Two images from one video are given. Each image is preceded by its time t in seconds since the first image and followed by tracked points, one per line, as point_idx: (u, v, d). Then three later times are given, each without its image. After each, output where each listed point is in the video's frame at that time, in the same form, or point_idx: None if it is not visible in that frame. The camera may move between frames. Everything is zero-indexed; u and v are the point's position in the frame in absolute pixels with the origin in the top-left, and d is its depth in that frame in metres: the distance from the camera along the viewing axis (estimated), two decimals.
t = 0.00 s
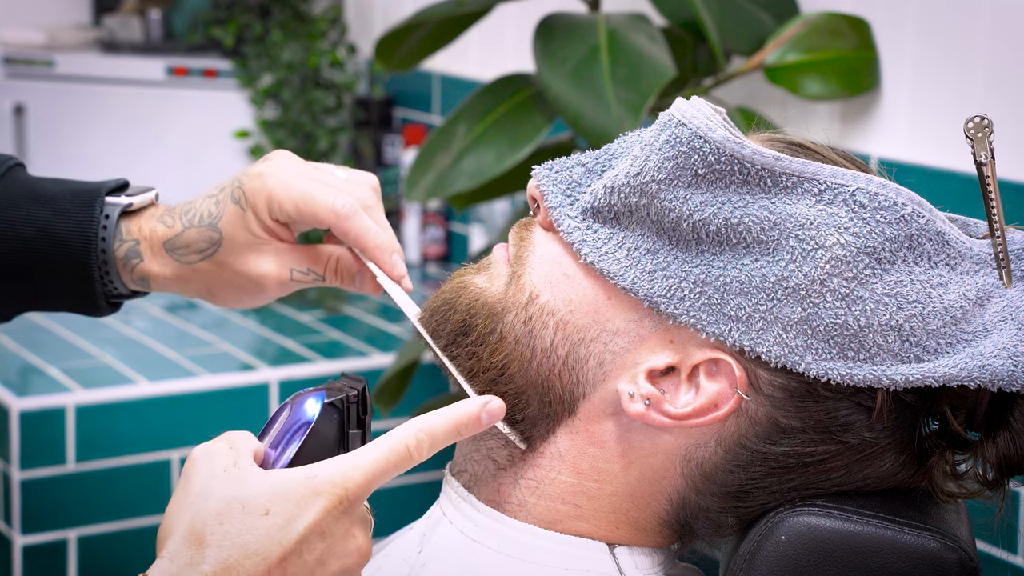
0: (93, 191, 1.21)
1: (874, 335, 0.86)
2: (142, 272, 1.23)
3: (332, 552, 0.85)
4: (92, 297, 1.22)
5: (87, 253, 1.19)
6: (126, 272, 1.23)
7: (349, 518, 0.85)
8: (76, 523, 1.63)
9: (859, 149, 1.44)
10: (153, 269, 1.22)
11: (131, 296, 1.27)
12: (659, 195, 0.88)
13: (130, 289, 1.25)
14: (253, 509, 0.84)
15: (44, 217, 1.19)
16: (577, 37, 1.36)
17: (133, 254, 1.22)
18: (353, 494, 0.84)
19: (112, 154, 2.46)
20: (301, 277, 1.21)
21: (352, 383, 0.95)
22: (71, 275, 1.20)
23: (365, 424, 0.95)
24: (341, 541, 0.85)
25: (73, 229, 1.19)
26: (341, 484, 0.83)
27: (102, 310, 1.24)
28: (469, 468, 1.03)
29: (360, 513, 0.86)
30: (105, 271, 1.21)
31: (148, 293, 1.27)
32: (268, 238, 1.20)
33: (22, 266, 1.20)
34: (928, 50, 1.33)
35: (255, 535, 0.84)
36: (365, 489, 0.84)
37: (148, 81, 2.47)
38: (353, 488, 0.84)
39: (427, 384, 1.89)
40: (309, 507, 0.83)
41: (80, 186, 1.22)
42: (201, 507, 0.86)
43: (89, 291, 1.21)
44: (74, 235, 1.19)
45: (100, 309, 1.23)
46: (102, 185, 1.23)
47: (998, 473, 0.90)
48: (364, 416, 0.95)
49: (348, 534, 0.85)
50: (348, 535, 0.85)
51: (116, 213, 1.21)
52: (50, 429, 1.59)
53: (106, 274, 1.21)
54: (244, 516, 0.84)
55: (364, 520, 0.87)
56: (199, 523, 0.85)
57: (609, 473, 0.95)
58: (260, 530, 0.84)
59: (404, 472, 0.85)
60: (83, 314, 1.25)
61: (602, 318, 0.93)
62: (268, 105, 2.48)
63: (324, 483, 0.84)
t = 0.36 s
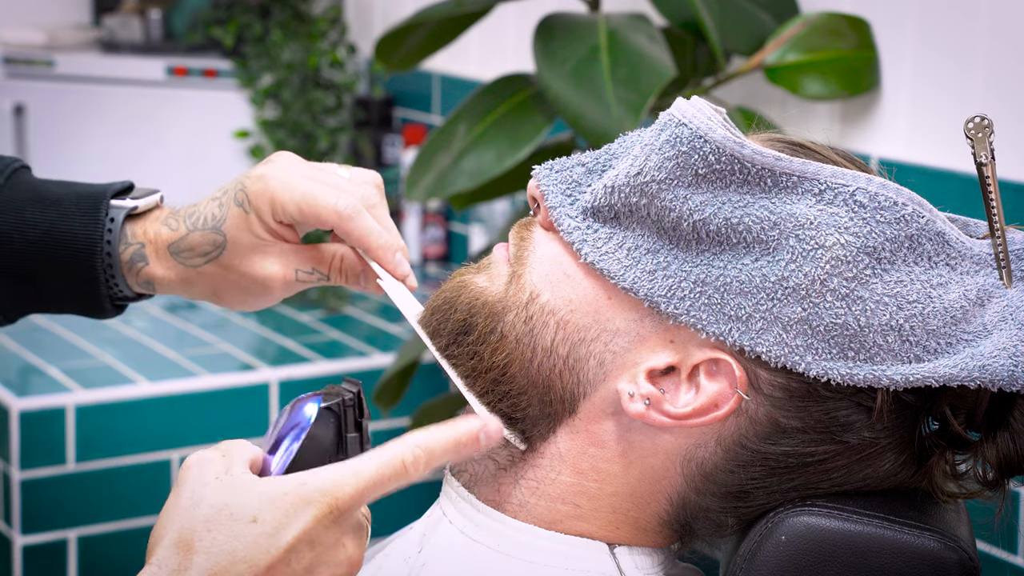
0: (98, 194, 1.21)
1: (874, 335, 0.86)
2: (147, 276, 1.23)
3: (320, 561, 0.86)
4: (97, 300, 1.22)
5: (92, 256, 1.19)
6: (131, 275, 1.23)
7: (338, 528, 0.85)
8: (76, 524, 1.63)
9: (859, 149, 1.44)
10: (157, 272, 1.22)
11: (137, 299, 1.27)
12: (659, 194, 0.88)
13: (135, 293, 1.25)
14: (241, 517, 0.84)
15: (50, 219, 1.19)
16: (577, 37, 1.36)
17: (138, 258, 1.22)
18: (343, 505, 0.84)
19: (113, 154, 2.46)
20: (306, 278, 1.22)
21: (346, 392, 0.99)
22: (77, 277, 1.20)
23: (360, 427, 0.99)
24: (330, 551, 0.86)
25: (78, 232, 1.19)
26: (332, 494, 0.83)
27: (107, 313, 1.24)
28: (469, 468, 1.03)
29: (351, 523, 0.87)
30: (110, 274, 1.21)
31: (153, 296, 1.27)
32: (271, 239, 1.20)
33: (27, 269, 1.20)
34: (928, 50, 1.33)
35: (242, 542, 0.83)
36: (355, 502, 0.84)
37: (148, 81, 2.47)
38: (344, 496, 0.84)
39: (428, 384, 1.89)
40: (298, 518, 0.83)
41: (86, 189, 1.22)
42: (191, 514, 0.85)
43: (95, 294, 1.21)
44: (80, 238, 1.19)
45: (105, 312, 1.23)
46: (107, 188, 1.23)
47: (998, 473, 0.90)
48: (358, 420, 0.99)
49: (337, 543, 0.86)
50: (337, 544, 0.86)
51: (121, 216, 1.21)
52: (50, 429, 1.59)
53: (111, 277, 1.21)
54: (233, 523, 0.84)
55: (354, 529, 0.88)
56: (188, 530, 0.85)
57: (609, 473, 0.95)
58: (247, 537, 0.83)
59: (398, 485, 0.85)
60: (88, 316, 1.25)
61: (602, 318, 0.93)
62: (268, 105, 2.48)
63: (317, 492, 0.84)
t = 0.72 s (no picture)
0: (98, 199, 1.21)
1: (874, 335, 0.86)
2: (146, 281, 1.23)
3: None
4: (96, 304, 1.22)
5: (91, 261, 1.19)
6: (131, 281, 1.23)
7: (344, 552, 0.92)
8: (76, 523, 1.63)
9: (859, 149, 1.44)
10: (157, 278, 1.23)
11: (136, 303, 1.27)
12: (659, 194, 0.88)
13: (135, 297, 1.25)
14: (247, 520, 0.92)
15: (49, 224, 1.19)
16: (577, 37, 1.36)
17: (137, 263, 1.22)
18: (356, 533, 0.91)
19: (112, 155, 2.46)
20: (306, 280, 1.21)
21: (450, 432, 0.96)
22: (75, 282, 1.20)
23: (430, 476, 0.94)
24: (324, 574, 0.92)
25: (77, 237, 1.19)
26: (351, 518, 0.91)
27: (106, 318, 1.24)
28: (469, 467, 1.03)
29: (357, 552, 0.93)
30: (109, 280, 1.21)
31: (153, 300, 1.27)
32: (268, 241, 1.20)
33: (27, 273, 1.20)
34: (928, 50, 1.33)
35: (251, 542, 0.91)
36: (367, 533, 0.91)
37: (149, 82, 2.47)
38: (358, 529, 0.91)
39: (428, 384, 1.89)
40: (309, 535, 0.91)
41: (85, 193, 1.22)
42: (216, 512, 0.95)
43: (94, 298, 1.21)
44: (78, 243, 1.19)
45: (104, 316, 1.23)
46: (106, 194, 1.22)
47: (998, 473, 0.90)
48: (432, 468, 0.94)
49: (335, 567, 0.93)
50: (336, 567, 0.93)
51: (120, 221, 1.21)
52: (50, 429, 1.59)
53: (110, 282, 1.21)
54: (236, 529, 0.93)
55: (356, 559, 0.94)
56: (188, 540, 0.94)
57: (609, 473, 0.95)
58: (257, 538, 0.91)
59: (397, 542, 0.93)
60: (87, 320, 1.25)
61: (602, 318, 0.93)
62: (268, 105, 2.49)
63: (337, 518, 0.91)
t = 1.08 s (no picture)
0: (98, 197, 1.21)
1: (874, 335, 0.86)
2: (147, 280, 1.23)
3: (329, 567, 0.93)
4: (96, 303, 1.22)
5: (91, 260, 1.19)
6: (132, 280, 1.23)
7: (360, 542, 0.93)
8: (76, 524, 1.63)
9: (859, 150, 1.44)
10: (158, 277, 1.23)
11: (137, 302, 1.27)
12: (659, 194, 0.88)
13: (136, 296, 1.25)
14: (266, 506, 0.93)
15: (49, 222, 1.19)
16: (577, 37, 1.36)
17: (138, 262, 1.22)
18: (373, 523, 0.92)
19: (113, 155, 2.46)
20: (307, 277, 1.22)
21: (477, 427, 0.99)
22: (76, 281, 1.20)
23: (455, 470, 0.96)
24: (341, 563, 0.94)
25: (77, 236, 1.19)
26: (369, 509, 0.92)
27: (106, 316, 1.24)
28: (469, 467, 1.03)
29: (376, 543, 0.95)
30: (110, 278, 1.21)
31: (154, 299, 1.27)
32: (268, 241, 1.20)
33: (27, 273, 1.20)
34: (928, 50, 1.33)
35: (269, 527, 0.92)
36: (385, 525, 0.92)
37: (149, 81, 2.47)
38: (378, 518, 0.92)
39: (428, 383, 1.89)
40: (327, 523, 0.92)
41: (85, 192, 1.22)
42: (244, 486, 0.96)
43: (95, 297, 1.21)
44: (79, 242, 1.19)
45: (105, 315, 1.23)
46: (105, 194, 1.22)
47: (998, 473, 0.90)
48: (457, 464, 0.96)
49: (352, 557, 0.94)
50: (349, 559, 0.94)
51: (119, 220, 1.21)
52: (50, 429, 1.59)
53: (111, 280, 1.21)
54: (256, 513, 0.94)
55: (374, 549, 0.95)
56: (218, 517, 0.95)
57: (609, 473, 0.95)
58: (275, 525, 0.92)
59: (417, 533, 0.93)
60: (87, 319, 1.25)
61: (602, 318, 0.93)
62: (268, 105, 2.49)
63: (357, 507, 0.92)
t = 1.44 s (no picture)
0: (98, 197, 1.21)
1: (874, 335, 0.86)
2: (149, 280, 1.23)
3: (304, 516, 0.86)
4: (97, 302, 1.22)
5: (92, 259, 1.19)
6: (133, 280, 1.23)
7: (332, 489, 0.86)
8: (76, 523, 1.63)
9: (859, 150, 1.44)
10: (158, 277, 1.23)
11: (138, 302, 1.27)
12: (660, 194, 0.88)
13: (137, 295, 1.25)
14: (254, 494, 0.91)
15: (50, 221, 1.19)
16: (577, 37, 1.36)
17: (138, 262, 1.22)
18: (345, 469, 0.85)
19: (113, 155, 2.46)
20: (306, 277, 1.22)
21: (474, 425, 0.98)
22: (77, 280, 1.20)
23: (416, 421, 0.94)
24: (315, 510, 0.86)
25: (78, 235, 1.19)
26: (339, 456, 0.85)
27: (107, 315, 1.24)
28: (470, 467, 1.03)
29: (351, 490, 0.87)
30: (111, 277, 1.21)
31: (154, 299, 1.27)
32: (268, 241, 1.20)
33: (27, 273, 1.20)
34: (928, 50, 1.33)
35: (242, 481, 0.85)
36: (358, 470, 0.86)
37: (149, 81, 2.47)
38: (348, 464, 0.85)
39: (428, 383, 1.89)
40: (299, 472, 0.85)
41: (85, 191, 1.22)
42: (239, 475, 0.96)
43: (95, 296, 1.21)
44: (79, 241, 1.19)
45: (106, 314, 1.23)
46: (105, 194, 1.22)
47: (999, 473, 0.90)
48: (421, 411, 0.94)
49: (325, 502, 0.87)
50: (323, 504, 0.86)
51: (120, 220, 1.21)
52: (50, 429, 1.59)
53: (112, 280, 1.21)
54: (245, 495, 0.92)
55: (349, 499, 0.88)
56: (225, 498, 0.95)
57: (610, 473, 0.95)
58: (249, 477, 0.85)
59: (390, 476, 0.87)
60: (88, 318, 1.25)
61: (602, 318, 0.93)
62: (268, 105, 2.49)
63: (327, 454, 0.85)
